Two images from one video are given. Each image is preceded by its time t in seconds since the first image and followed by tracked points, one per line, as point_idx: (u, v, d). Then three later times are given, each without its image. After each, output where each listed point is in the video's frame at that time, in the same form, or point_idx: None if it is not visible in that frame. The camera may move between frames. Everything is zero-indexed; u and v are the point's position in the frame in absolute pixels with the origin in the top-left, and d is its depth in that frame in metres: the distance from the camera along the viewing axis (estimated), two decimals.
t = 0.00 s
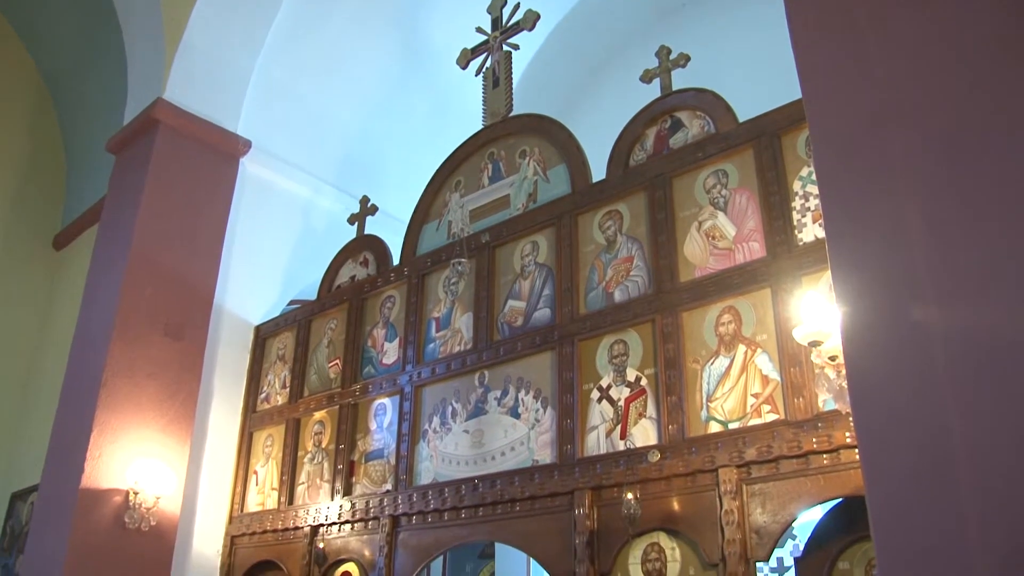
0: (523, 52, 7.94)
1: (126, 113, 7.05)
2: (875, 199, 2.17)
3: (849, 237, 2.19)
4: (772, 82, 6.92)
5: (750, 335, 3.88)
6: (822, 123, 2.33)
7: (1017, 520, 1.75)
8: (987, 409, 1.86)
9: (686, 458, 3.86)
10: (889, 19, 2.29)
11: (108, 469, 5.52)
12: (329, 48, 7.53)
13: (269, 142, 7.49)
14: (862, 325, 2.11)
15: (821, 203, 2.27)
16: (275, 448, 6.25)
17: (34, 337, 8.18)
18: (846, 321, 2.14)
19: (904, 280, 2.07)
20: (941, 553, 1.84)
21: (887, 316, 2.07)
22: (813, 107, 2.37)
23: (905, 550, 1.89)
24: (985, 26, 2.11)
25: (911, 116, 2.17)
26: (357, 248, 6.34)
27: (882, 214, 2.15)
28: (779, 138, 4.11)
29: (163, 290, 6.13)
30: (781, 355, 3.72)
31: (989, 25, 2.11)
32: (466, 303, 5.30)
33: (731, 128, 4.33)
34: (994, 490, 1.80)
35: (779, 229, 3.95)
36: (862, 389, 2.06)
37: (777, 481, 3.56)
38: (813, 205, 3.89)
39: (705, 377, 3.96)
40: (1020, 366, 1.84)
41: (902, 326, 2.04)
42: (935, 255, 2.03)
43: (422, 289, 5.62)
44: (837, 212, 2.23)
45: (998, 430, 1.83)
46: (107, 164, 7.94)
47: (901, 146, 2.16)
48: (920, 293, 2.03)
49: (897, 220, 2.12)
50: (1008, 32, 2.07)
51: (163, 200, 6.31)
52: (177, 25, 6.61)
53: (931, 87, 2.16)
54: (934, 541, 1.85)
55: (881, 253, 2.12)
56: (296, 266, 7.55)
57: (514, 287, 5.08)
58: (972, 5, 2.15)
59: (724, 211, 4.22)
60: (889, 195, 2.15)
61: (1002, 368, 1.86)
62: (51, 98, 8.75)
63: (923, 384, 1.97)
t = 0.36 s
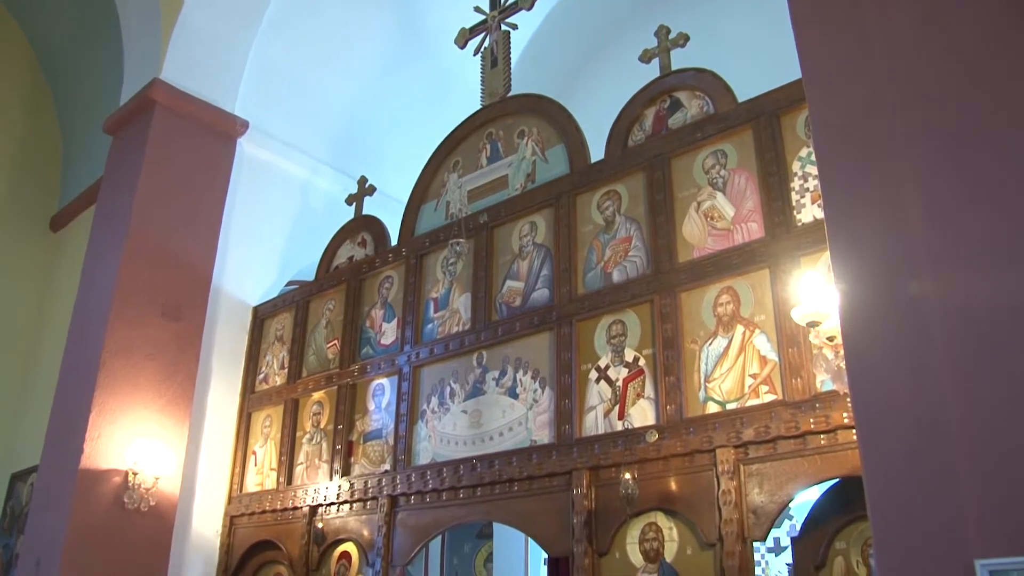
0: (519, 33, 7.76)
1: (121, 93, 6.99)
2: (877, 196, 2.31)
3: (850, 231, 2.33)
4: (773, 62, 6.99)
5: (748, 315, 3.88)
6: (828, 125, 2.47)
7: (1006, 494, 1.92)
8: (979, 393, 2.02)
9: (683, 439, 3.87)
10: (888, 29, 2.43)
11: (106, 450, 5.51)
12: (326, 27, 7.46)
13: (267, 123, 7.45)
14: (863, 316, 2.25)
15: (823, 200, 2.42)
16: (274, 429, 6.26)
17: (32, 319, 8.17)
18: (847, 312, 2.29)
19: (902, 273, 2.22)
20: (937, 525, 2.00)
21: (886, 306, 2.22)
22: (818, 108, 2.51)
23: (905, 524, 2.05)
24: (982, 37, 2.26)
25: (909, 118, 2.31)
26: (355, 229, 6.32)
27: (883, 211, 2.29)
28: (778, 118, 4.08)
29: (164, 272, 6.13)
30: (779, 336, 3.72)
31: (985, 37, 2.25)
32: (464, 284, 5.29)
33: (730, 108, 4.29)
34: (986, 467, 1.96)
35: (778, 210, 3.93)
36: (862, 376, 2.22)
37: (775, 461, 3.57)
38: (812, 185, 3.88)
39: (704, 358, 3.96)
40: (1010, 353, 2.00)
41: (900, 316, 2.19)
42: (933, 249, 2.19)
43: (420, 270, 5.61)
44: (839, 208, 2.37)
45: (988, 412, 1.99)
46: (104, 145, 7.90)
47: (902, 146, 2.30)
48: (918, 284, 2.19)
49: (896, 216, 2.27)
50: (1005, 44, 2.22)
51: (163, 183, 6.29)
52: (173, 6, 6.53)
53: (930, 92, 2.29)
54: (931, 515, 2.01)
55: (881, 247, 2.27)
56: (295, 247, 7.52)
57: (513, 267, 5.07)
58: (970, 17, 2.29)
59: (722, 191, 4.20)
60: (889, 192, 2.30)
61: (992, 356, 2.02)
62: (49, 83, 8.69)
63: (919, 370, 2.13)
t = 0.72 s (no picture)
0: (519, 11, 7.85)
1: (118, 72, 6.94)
2: (877, 175, 2.32)
3: (849, 212, 2.35)
4: (772, 38, 6.86)
5: (747, 295, 3.87)
6: (829, 105, 2.48)
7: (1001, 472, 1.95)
8: (976, 372, 2.04)
9: (681, 418, 3.88)
10: (890, 12, 2.43)
11: (105, 431, 5.52)
12: (324, 5, 7.39)
13: (264, 102, 7.40)
14: (861, 296, 2.27)
15: (823, 180, 2.43)
16: (272, 408, 6.27)
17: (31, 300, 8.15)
18: (845, 292, 2.30)
19: (901, 252, 2.23)
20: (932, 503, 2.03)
21: (885, 286, 2.24)
22: (819, 89, 2.52)
23: (901, 502, 2.07)
24: (983, 20, 2.26)
25: (909, 98, 2.32)
26: (354, 208, 6.30)
27: (882, 190, 2.30)
28: (778, 97, 4.06)
29: (162, 252, 6.12)
30: (777, 315, 3.72)
31: (987, 19, 2.25)
32: (462, 263, 5.28)
33: (729, 87, 4.27)
34: (981, 446, 1.99)
35: (777, 189, 3.91)
36: (859, 356, 2.24)
37: (772, 440, 3.58)
38: (812, 164, 3.86)
39: (701, 337, 3.96)
40: (1007, 333, 2.02)
41: (898, 295, 2.21)
42: (932, 229, 2.20)
43: (418, 249, 5.59)
44: (839, 188, 2.39)
45: (984, 392, 2.02)
46: (100, 124, 7.85)
47: (901, 128, 2.31)
48: (916, 264, 2.20)
49: (896, 196, 2.28)
50: (1006, 27, 2.21)
51: (160, 162, 6.26)
52: None
53: (930, 74, 2.30)
54: (926, 492, 2.04)
55: (880, 227, 2.28)
56: (293, 227, 7.48)
57: (511, 247, 5.06)
58: None
59: (722, 170, 4.18)
60: (889, 172, 2.31)
61: (989, 335, 2.04)
62: (50, 79, 8.64)
63: (916, 349, 2.15)
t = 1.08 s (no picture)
0: None
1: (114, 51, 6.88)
2: (877, 154, 2.31)
3: (848, 193, 2.33)
4: (772, 17, 6.81)
5: (745, 275, 3.86)
6: (829, 83, 2.46)
7: (997, 451, 1.95)
8: (974, 353, 2.04)
9: (679, 398, 3.88)
10: None
11: (104, 411, 5.52)
12: None
13: (261, 81, 7.34)
14: (861, 276, 2.26)
15: (822, 159, 2.42)
16: (271, 388, 6.27)
17: (29, 281, 8.13)
18: (844, 271, 2.30)
19: (900, 231, 2.22)
20: (928, 481, 2.04)
21: (884, 265, 2.23)
22: (819, 66, 2.50)
23: (897, 480, 2.08)
24: None
25: (910, 77, 2.31)
26: (351, 188, 6.28)
27: (882, 169, 2.29)
28: (777, 76, 4.03)
29: (159, 232, 6.09)
30: (775, 296, 3.71)
31: None
32: (461, 243, 5.27)
33: (728, 66, 4.24)
34: (978, 425, 1.99)
35: (777, 168, 3.89)
36: (857, 335, 2.24)
37: (770, 420, 3.59)
38: (811, 144, 3.84)
39: (700, 317, 3.96)
40: (1006, 313, 2.02)
41: (897, 275, 2.20)
42: (931, 208, 2.19)
43: (416, 229, 5.57)
44: (839, 166, 2.38)
45: (982, 371, 2.02)
46: (97, 104, 7.80)
47: (901, 108, 2.30)
48: (915, 242, 2.19)
49: (896, 174, 2.26)
50: (1008, 5, 2.19)
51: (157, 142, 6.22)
52: None
53: (931, 53, 2.28)
54: (923, 471, 2.05)
55: (880, 207, 2.27)
56: (291, 207, 7.45)
57: (509, 227, 5.04)
58: None
59: (721, 150, 4.16)
60: (889, 150, 2.29)
61: (987, 314, 2.04)
62: (46, 60, 8.58)
63: (914, 329, 2.14)
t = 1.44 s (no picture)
0: None
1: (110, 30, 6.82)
2: (876, 134, 2.30)
3: (848, 175, 2.32)
4: None
5: (745, 255, 3.85)
6: (829, 62, 2.45)
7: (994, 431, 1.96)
8: (972, 336, 2.04)
9: (678, 377, 3.88)
10: None
11: (103, 392, 5.53)
12: None
13: (259, 60, 7.29)
14: (861, 256, 2.25)
15: (822, 140, 2.40)
16: (270, 368, 6.27)
17: (27, 263, 8.11)
18: (843, 251, 2.29)
19: (898, 211, 2.22)
20: (926, 461, 2.04)
21: (882, 245, 2.22)
22: (819, 46, 2.48)
23: (894, 460, 2.09)
24: None
25: (909, 56, 2.29)
26: (350, 168, 6.25)
27: (880, 148, 2.28)
28: (777, 56, 4.00)
29: (157, 213, 6.07)
30: (774, 276, 3.70)
31: None
32: (459, 223, 5.25)
33: (728, 45, 4.20)
34: (976, 405, 2.00)
35: (776, 149, 3.87)
36: (856, 315, 2.23)
37: (769, 400, 3.59)
38: (811, 124, 3.82)
39: (699, 298, 3.95)
40: (1005, 294, 2.01)
41: (895, 255, 2.20)
42: (931, 189, 2.18)
43: (415, 209, 5.55)
44: (838, 147, 2.37)
45: (980, 350, 2.02)
46: (93, 84, 7.74)
47: (902, 89, 2.28)
48: (914, 222, 2.19)
49: (895, 154, 2.25)
50: None
51: (154, 122, 6.18)
52: None
53: (933, 34, 2.26)
54: (921, 451, 2.05)
55: (880, 189, 2.26)
56: (289, 187, 7.42)
57: (508, 206, 5.02)
58: None
59: (720, 130, 4.14)
60: (887, 130, 2.28)
61: (986, 295, 2.04)
62: (41, 39, 8.50)
63: (913, 309, 2.14)
